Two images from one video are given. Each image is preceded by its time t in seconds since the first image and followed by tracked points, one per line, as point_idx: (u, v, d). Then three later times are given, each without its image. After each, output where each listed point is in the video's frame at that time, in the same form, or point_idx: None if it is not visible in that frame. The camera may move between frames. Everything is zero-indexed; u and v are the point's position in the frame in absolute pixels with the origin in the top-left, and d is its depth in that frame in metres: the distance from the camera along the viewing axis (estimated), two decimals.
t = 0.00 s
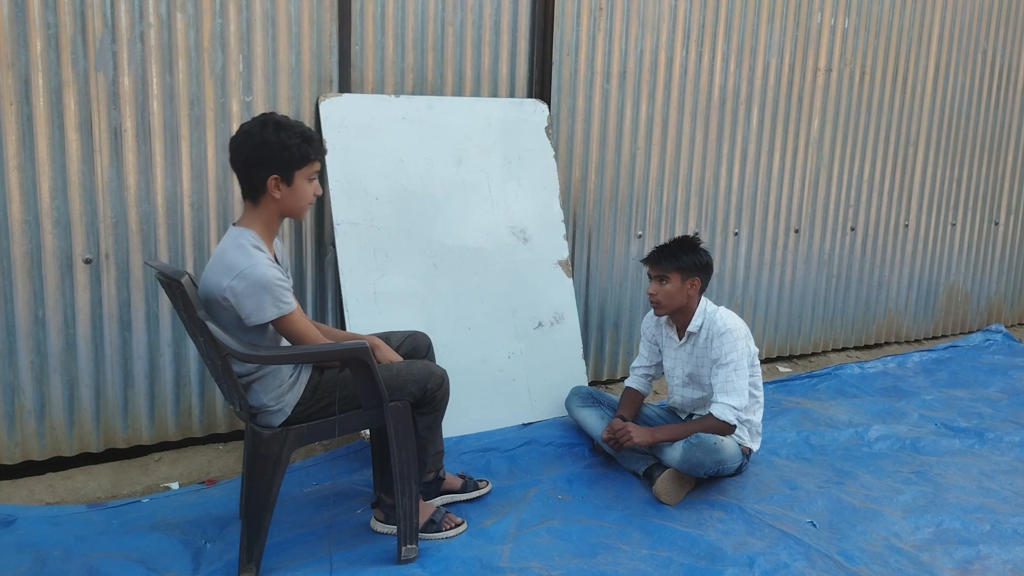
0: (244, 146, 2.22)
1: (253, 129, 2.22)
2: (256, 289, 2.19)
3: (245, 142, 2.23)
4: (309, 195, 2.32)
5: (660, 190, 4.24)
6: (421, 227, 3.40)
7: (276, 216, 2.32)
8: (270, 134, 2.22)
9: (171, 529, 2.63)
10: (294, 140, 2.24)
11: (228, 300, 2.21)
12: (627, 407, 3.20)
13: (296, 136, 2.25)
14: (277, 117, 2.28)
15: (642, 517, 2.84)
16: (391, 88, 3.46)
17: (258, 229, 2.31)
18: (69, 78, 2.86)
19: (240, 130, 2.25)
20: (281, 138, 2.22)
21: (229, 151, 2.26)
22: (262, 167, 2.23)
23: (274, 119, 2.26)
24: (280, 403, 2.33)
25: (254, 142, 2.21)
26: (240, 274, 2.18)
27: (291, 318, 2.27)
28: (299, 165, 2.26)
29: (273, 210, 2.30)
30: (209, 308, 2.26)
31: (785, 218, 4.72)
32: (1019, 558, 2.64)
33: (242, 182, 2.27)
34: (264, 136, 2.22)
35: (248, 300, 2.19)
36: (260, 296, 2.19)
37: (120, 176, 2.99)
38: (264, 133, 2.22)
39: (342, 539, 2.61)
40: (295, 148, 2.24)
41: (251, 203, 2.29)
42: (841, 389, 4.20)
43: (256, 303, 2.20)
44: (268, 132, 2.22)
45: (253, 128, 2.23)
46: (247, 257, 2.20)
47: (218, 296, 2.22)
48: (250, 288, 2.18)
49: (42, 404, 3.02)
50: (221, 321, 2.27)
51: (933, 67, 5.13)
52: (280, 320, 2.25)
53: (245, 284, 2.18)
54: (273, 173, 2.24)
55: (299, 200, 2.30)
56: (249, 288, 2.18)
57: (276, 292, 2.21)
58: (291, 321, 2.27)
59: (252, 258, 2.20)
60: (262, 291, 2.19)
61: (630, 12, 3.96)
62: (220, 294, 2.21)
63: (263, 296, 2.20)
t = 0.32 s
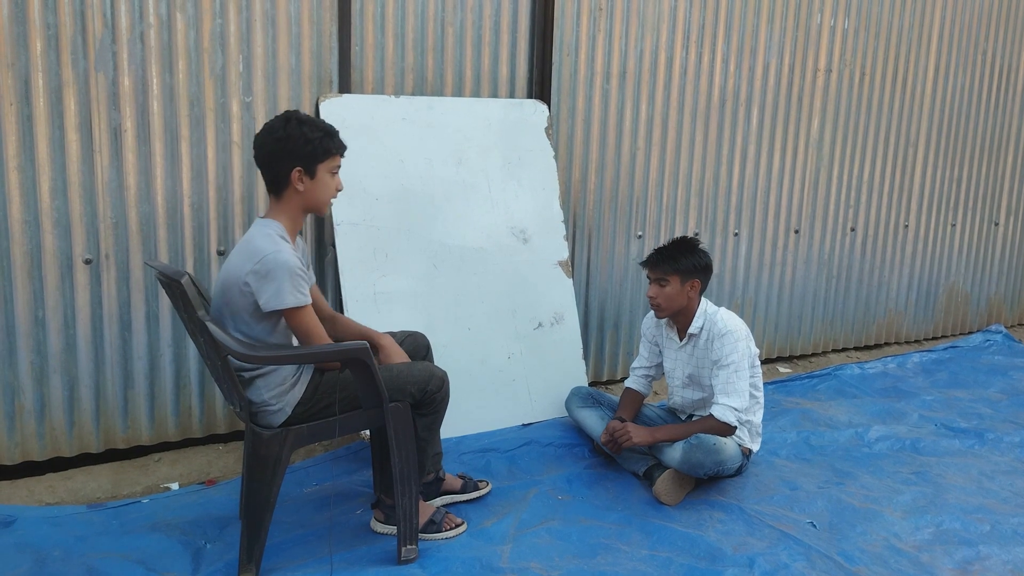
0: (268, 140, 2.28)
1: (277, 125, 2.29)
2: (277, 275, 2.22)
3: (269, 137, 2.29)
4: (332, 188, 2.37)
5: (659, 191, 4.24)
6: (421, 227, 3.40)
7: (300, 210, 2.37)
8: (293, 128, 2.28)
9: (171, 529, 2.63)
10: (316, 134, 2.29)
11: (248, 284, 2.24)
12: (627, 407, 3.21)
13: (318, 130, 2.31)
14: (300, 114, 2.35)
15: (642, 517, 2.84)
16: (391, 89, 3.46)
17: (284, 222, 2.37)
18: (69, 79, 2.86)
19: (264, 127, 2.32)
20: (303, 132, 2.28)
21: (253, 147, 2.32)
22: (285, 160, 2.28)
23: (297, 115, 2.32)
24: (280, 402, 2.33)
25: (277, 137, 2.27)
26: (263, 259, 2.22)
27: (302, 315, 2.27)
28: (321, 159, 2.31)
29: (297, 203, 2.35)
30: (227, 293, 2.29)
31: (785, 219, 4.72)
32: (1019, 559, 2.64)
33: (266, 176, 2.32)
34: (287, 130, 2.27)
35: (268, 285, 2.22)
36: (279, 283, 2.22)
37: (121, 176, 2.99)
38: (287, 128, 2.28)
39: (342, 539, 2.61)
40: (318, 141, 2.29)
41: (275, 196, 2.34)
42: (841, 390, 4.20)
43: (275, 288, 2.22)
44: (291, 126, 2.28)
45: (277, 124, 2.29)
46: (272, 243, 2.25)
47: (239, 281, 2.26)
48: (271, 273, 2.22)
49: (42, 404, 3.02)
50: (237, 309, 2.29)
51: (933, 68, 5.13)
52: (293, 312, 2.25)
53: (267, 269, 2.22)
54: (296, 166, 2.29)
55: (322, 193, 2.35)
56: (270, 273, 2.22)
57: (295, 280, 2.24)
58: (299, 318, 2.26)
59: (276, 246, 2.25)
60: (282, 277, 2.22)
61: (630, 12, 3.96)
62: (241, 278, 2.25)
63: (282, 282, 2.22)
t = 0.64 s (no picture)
0: (288, 141, 2.30)
1: (297, 126, 2.31)
2: (288, 269, 2.23)
3: (289, 138, 2.31)
4: (347, 193, 2.39)
5: (659, 192, 4.25)
6: (421, 228, 3.40)
7: (316, 211, 2.38)
8: (314, 130, 2.30)
9: (170, 530, 2.63)
10: (335, 137, 2.32)
11: (259, 276, 2.25)
12: (626, 407, 3.20)
13: (337, 134, 2.34)
14: (319, 118, 2.38)
15: (642, 518, 2.84)
16: (391, 89, 3.46)
17: (298, 222, 2.38)
18: (69, 79, 2.86)
19: (285, 129, 2.34)
20: (323, 134, 2.30)
21: (273, 148, 2.34)
22: (304, 161, 2.30)
23: (318, 119, 2.35)
24: (280, 402, 2.34)
25: (297, 138, 2.29)
26: (276, 252, 2.24)
27: (308, 312, 2.26)
28: (339, 162, 2.34)
29: (312, 204, 2.37)
30: (236, 285, 2.29)
31: (785, 219, 4.73)
32: (1019, 559, 2.64)
33: (283, 176, 2.34)
34: (308, 132, 2.30)
35: (278, 279, 2.23)
36: (290, 277, 2.23)
37: (120, 177, 2.99)
38: (307, 131, 2.31)
39: (342, 540, 2.61)
40: (336, 145, 2.32)
41: (291, 196, 2.36)
42: (841, 390, 4.20)
43: (285, 281, 2.23)
44: (312, 128, 2.30)
45: (297, 126, 2.32)
46: (286, 238, 2.26)
47: (249, 273, 2.27)
48: (282, 266, 2.23)
49: (42, 405, 3.02)
50: (246, 301, 2.29)
51: (933, 68, 5.13)
52: (300, 310, 2.25)
53: (278, 262, 2.23)
54: (314, 167, 2.31)
55: (338, 196, 2.37)
56: (281, 266, 2.23)
57: (306, 275, 2.25)
58: (305, 316, 2.26)
59: (290, 240, 2.26)
60: (293, 271, 2.23)
61: (630, 13, 3.96)
62: (252, 270, 2.26)
63: (293, 276, 2.23)
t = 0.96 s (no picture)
0: (293, 142, 2.30)
1: (303, 128, 2.31)
2: (293, 270, 2.23)
3: (295, 138, 2.30)
4: (349, 196, 2.39)
5: (659, 192, 4.25)
6: (421, 228, 3.40)
7: (317, 212, 2.38)
8: (320, 133, 2.30)
9: (170, 530, 2.63)
10: (340, 141, 2.32)
11: (263, 276, 2.25)
12: (626, 407, 3.20)
13: (342, 137, 2.33)
14: (325, 120, 2.37)
15: (642, 518, 2.84)
16: (391, 89, 3.46)
17: (300, 222, 2.38)
18: (69, 79, 2.86)
19: (290, 128, 2.33)
20: (329, 138, 2.30)
21: (277, 147, 2.33)
22: (308, 163, 2.30)
23: (323, 121, 2.34)
24: (280, 402, 2.34)
25: (303, 139, 2.29)
26: (280, 253, 2.24)
27: (310, 313, 2.27)
28: (343, 165, 2.34)
29: (313, 206, 2.37)
30: (239, 284, 2.28)
31: (785, 219, 4.72)
32: (1019, 559, 2.64)
33: (286, 176, 2.34)
34: (313, 134, 2.29)
35: (283, 280, 2.23)
36: (295, 278, 2.23)
37: (120, 177, 2.99)
38: (313, 133, 2.30)
39: (341, 540, 2.61)
40: (341, 149, 2.32)
41: (293, 197, 2.36)
42: (841, 390, 4.19)
43: (290, 282, 2.23)
44: (317, 131, 2.30)
45: (304, 127, 2.31)
46: (289, 238, 2.26)
47: (253, 273, 2.26)
48: (287, 267, 2.23)
49: (42, 405, 3.02)
50: (249, 301, 2.29)
51: (933, 68, 5.13)
52: (303, 311, 2.26)
53: (283, 262, 2.23)
54: (318, 169, 2.31)
55: (340, 199, 2.37)
56: (286, 267, 2.23)
57: (310, 276, 2.25)
58: (306, 316, 2.26)
59: (293, 241, 2.26)
60: (298, 272, 2.23)
61: (630, 13, 3.96)
62: (256, 270, 2.25)
63: (297, 277, 2.23)
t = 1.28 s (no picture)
0: (292, 144, 2.29)
1: (302, 130, 2.31)
2: (290, 273, 2.23)
3: (293, 140, 2.30)
4: (346, 200, 2.39)
5: (660, 193, 4.24)
6: (421, 228, 3.40)
7: (312, 215, 2.38)
8: (318, 135, 2.30)
9: (170, 530, 2.63)
10: (338, 145, 2.31)
11: (260, 280, 2.25)
12: (627, 408, 3.20)
13: (341, 141, 2.33)
14: (325, 122, 2.37)
15: (642, 518, 2.84)
16: (391, 89, 3.46)
17: (295, 224, 2.38)
18: (69, 80, 2.86)
19: (289, 129, 2.33)
20: (327, 141, 2.30)
21: (275, 149, 2.33)
22: (305, 166, 2.30)
23: (323, 123, 2.34)
24: (280, 404, 2.34)
25: (300, 141, 2.29)
26: (277, 256, 2.24)
27: (308, 315, 2.27)
28: (340, 169, 2.34)
29: (309, 208, 2.37)
30: (236, 288, 2.28)
31: (785, 219, 4.72)
32: (1019, 560, 2.64)
33: (282, 178, 2.34)
34: (312, 136, 2.29)
35: (280, 283, 2.23)
36: (292, 281, 2.23)
37: (121, 177, 2.99)
38: (312, 135, 2.30)
39: (342, 540, 2.61)
40: (339, 152, 2.31)
41: (289, 198, 2.36)
42: (841, 391, 4.19)
43: (288, 286, 2.23)
44: (316, 134, 2.30)
45: (302, 129, 2.31)
46: (286, 242, 2.27)
47: (250, 276, 2.26)
48: (284, 271, 2.23)
49: (42, 406, 3.02)
50: (246, 304, 2.29)
51: (933, 68, 5.13)
52: (300, 313, 2.26)
53: (280, 266, 2.23)
54: (315, 172, 2.31)
55: (336, 203, 2.37)
56: (284, 271, 2.23)
57: (308, 280, 2.26)
58: (305, 318, 2.27)
59: (290, 245, 2.26)
60: (295, 275, 2.23)
61: (631, 13, 3.96)
62: (253, 274, 2.25)
63: (295, 280, 2.23)
